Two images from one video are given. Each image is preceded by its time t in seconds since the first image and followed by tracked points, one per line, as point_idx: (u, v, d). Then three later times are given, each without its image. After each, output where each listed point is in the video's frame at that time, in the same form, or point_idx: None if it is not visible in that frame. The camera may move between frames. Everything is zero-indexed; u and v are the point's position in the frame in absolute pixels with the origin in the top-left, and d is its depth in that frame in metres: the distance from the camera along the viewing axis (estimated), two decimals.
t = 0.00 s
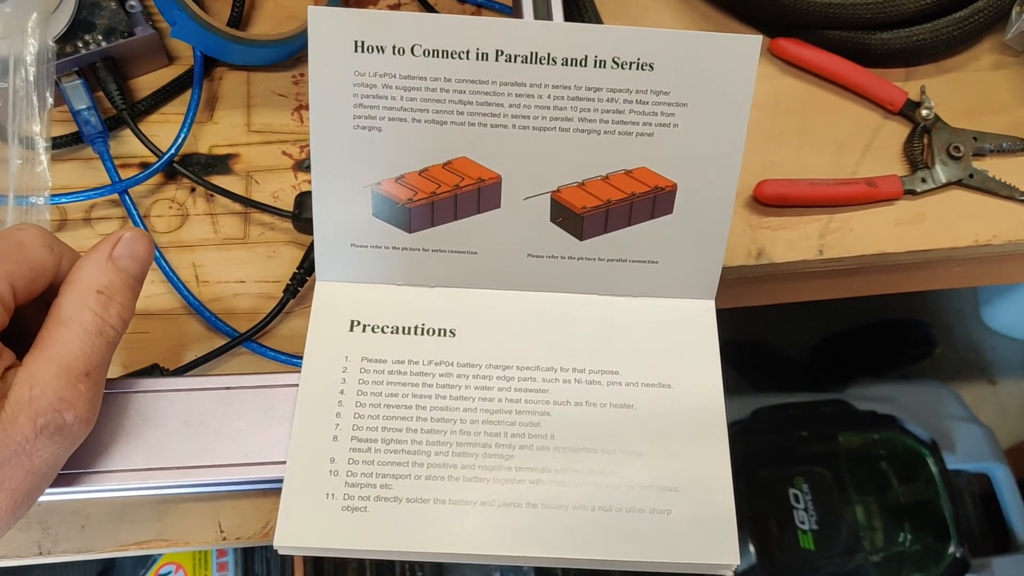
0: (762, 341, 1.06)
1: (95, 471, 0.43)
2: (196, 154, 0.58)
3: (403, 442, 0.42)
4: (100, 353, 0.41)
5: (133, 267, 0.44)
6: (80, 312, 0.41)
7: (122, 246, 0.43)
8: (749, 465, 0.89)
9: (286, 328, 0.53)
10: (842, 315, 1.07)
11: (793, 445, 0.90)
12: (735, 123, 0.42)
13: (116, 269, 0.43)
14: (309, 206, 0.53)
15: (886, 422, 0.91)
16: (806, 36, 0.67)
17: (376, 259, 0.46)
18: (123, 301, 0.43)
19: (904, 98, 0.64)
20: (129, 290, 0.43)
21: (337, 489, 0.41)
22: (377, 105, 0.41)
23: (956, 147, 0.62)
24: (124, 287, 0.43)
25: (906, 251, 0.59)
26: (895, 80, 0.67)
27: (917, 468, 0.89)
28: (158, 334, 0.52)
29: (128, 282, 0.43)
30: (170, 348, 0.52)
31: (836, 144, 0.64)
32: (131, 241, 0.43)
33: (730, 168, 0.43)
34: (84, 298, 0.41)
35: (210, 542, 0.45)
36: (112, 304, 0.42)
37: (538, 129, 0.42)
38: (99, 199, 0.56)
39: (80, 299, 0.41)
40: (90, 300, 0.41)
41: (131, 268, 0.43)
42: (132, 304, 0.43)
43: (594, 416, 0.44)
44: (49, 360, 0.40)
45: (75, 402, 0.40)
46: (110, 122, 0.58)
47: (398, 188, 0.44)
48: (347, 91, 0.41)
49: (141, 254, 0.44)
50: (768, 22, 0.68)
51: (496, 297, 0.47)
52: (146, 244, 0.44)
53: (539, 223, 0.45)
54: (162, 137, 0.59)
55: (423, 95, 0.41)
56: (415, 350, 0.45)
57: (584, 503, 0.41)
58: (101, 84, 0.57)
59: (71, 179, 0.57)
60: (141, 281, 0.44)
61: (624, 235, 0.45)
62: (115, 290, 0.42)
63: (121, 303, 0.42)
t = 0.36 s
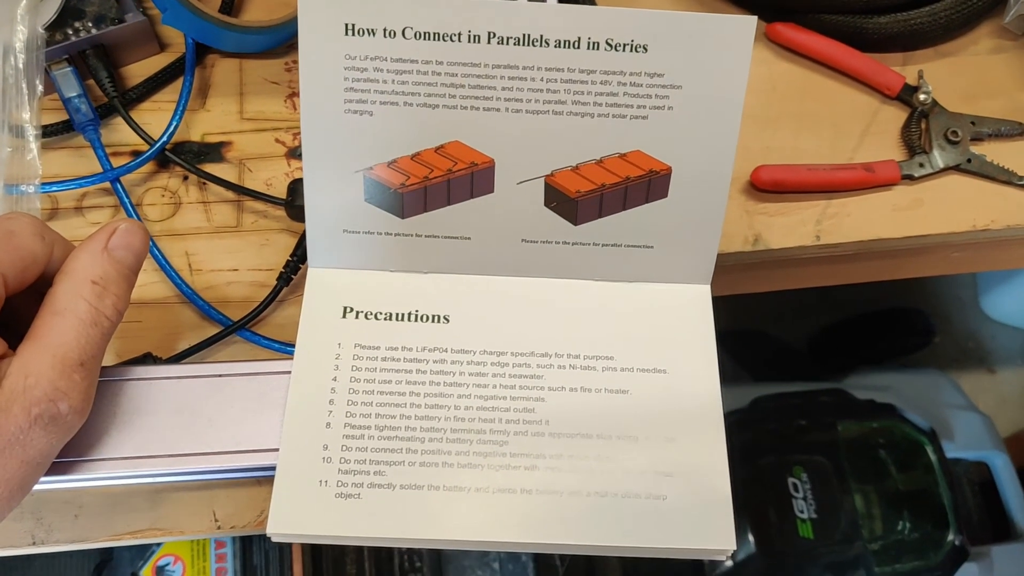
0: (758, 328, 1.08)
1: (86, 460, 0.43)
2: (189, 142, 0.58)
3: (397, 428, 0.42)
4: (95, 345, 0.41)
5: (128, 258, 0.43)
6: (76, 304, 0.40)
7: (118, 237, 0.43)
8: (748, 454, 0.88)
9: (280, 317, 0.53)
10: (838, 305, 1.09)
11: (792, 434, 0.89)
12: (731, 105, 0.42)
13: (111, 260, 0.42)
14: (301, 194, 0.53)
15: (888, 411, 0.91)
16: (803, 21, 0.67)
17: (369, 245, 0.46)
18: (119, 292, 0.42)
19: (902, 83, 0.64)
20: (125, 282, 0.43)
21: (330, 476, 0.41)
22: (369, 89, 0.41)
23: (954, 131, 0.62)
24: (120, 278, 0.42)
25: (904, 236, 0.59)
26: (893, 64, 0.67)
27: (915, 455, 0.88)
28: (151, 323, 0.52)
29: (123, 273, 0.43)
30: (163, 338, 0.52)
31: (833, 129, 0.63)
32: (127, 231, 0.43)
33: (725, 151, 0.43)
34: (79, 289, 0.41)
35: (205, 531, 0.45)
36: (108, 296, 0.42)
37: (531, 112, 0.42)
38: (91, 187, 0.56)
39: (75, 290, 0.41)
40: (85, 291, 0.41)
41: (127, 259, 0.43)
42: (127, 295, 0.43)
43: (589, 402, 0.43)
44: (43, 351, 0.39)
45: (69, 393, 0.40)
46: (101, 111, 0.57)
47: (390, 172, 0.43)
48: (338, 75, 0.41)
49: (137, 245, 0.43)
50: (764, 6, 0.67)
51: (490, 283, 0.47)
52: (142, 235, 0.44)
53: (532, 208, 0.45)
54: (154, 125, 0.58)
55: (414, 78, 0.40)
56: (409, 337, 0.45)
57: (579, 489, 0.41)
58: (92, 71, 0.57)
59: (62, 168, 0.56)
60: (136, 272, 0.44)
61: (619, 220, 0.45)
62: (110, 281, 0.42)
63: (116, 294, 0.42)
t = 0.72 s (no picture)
0: (758, 326, 1.08)
1: (88, 459, 0.43)
2: (188, 141, 0.58)
3: (397, 425, 0.42)
4: (68, 356, 0.39)
5: (98, 260, 0.42)
6: (47, 314, 0.39)
7: (88, 242, 0.41)
8: (747, 452, 0.88)
9: (280, 315, 0.53)
10: (837, 304, 1.09)
11: (789, 434, 0.89)
12: (728, 102, 0.42)
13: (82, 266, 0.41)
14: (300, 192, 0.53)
15: (887, 408, 0.91)
16: (800, 18, 0.67)
17: (368, 244, 0.46)
18: (89, 299, 0.40)
19: (899, 80, 0.64)
20: (99, 288, 0.41)
21: (330, 473, 0.41)
22: (367, 87, 0.41)
23: (952, 128, 0.62)
24: (89, 283, 0.41)
25: (902, 233, 0.59)
26: (891, 61, 0.67)
27: (916, 452, 0.88)
28: (151, 322, 0.52)
29: (94, 276, 0.41)
30: (163, 336, 0.52)
31: (832, 126, 0.63)
32: (97, 236, 0.41)
33: (723, 149, 0.43)
34: (51, 298, 0.39)
35: (205, 530, 0.45)
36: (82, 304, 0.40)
37: (529, 110, 0.42)
38: (90, 187, 0.56)
39: (47, 300, 0.39)
40: (58, 300, 0.39)
41: (99, 265, 0.42)
42: (98, 301, 0.41)
43: (589, 399, 0.43)
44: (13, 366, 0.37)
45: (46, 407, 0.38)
46: (100, 110, 0.57)
47: (389, 170, 0.43)
48: (337, 74, 0.41)
49: (107, 249, 0.42)
50: (762, 4, 0.67)
51: (489, 281, 0.47)
52: (110, 239, 0.42)
53: (531, 206, 0.45)
54: (153, 125, 0.58)
55: (412, 77, 0.40)
56: (409, 334, 0.45)
57: (579, 485, 0.41)
58: (91, 71, 0.57)
59: (61, 168, 0.56)
60: (107, 274, 0.42)
61: (617, 217, 0.45)
62: (84, 289, 0.40)
63: (86, 299, 0.40)
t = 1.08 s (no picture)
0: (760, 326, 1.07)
1: (85, 459, 0.43)
2: (188, 139, 0.58)
3: (397, 426, 0.42)
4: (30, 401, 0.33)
5: None
6: None
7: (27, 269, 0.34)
8: (747, 452, 0.88)
9: (279, 314, 0.52)
10: (841, 303, 1.08)
11: (790, 432, 0.89)
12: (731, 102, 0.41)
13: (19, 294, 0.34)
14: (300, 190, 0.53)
15: (886, 407, 0.91)
16: (804, 16, 0.66)
17: (369, 243, 0.46)
18: None
19: (903, 79, 0.64)
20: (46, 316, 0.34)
21: (330, 474, 0.41)
22: (368, 86, 0.41)
23: (955, 128, 0.62)
24: None
25: (905, 233, 0.59)
26: (894, 60, 0.66)
27: (917, 452, 0.88)
28: (149, 320, 0.52)
29: None
30: (162, 335, 0.51)
31: (835, 125, 0.63)
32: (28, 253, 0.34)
33: (726, 148, 0.43)
34: None
35: (204, 530, 0.45)
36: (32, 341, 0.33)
37: (531, 109, 0.41)
38: (89, 184, 0.56)
39: None
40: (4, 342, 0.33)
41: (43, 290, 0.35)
42: None
43: (590, 400, 0.43)
44: None
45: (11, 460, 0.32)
46: (99, 107, 0.57)
47: (391, 170, 0.43)
48: (337, 72, 0.40)
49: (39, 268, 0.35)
50: (765, 2, 0.67)
51: (489, 280, 0.47)
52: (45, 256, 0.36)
53: (532, 205, 0.44)
54: (153, 122, 0.58)
55: (414, 75, 0.40)
56: (409, 334, 0.45)
57: (580, 487, 0.41)
58: (90, 68, 0.57)
59: (60, 165, 0.56)
60: None
61: (619, 217, 0.45)
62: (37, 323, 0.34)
63: None
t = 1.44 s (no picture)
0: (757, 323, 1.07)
1: (80, 460, 0.43)
2: (183, 139, 0.58)
3: (391, 428, 0.42)
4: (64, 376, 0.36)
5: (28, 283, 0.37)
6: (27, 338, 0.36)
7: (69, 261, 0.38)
8: (745, 451, 0.88)
9: (275, 315, 0.52)
10: (840, 300, 1.08)
11: (788, 430, 0.89)
12: (725, 102, 0.41)
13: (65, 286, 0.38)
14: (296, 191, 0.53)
15: (884, 405, 0.91)
16: (800, 16, 0.66)
17: (363, 244, 0.46)
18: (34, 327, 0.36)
19: (899, 78, 0.64)
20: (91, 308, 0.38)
21: (324, 475, 0.41)
22: (362, 87, 0.41)
23: (951, 127, 0.62)
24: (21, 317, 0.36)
25: (902, 232, 0.59)
26: (891, 59, 0.66)
27: (915, 449, 0.88)
28: (145, 321, 0.52)
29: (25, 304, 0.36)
30: (158, 335, 0.51)
31: (831, 125, 0.63)
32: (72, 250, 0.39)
33: (721, 149, 0.43)
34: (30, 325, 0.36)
35: (200, 530, 0.45)
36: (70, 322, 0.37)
37: (525, 110, 0.41)
38: (85, 185, 0.56)
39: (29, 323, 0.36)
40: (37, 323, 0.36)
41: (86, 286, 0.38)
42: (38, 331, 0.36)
43: (585, 401, 0.43)
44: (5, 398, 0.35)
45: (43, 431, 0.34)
46: (95, 108, 0.57)
47: (385, 171, 0.43)
48: (331, 73, 0.40)
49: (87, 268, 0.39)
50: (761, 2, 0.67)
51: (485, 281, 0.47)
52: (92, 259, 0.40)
53: (527, 206, 0.44)
54: (148, 122, 0.58)
55: (408, 77, 0.40)
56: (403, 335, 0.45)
57: (574, 488, 0.41)
58: (85, 68, 0.57)
59: (56, 166, 0.56)
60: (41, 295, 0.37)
61: (614, 218, 0.45)
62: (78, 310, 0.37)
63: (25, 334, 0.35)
